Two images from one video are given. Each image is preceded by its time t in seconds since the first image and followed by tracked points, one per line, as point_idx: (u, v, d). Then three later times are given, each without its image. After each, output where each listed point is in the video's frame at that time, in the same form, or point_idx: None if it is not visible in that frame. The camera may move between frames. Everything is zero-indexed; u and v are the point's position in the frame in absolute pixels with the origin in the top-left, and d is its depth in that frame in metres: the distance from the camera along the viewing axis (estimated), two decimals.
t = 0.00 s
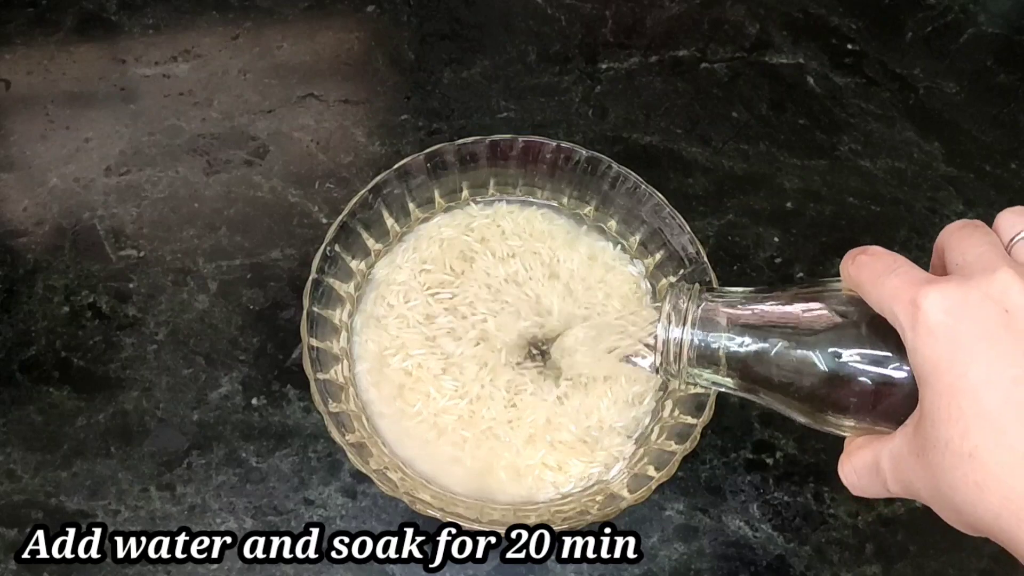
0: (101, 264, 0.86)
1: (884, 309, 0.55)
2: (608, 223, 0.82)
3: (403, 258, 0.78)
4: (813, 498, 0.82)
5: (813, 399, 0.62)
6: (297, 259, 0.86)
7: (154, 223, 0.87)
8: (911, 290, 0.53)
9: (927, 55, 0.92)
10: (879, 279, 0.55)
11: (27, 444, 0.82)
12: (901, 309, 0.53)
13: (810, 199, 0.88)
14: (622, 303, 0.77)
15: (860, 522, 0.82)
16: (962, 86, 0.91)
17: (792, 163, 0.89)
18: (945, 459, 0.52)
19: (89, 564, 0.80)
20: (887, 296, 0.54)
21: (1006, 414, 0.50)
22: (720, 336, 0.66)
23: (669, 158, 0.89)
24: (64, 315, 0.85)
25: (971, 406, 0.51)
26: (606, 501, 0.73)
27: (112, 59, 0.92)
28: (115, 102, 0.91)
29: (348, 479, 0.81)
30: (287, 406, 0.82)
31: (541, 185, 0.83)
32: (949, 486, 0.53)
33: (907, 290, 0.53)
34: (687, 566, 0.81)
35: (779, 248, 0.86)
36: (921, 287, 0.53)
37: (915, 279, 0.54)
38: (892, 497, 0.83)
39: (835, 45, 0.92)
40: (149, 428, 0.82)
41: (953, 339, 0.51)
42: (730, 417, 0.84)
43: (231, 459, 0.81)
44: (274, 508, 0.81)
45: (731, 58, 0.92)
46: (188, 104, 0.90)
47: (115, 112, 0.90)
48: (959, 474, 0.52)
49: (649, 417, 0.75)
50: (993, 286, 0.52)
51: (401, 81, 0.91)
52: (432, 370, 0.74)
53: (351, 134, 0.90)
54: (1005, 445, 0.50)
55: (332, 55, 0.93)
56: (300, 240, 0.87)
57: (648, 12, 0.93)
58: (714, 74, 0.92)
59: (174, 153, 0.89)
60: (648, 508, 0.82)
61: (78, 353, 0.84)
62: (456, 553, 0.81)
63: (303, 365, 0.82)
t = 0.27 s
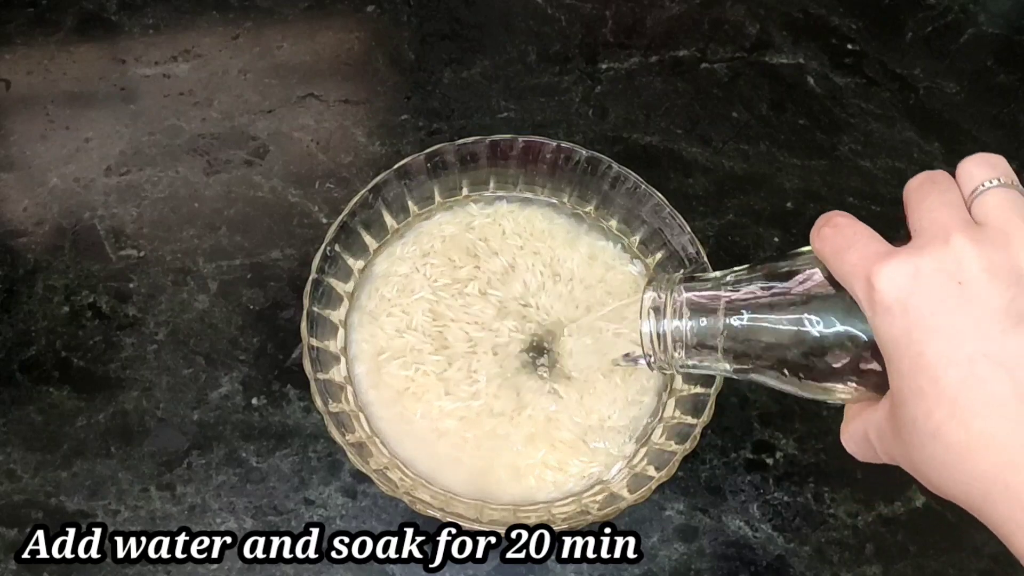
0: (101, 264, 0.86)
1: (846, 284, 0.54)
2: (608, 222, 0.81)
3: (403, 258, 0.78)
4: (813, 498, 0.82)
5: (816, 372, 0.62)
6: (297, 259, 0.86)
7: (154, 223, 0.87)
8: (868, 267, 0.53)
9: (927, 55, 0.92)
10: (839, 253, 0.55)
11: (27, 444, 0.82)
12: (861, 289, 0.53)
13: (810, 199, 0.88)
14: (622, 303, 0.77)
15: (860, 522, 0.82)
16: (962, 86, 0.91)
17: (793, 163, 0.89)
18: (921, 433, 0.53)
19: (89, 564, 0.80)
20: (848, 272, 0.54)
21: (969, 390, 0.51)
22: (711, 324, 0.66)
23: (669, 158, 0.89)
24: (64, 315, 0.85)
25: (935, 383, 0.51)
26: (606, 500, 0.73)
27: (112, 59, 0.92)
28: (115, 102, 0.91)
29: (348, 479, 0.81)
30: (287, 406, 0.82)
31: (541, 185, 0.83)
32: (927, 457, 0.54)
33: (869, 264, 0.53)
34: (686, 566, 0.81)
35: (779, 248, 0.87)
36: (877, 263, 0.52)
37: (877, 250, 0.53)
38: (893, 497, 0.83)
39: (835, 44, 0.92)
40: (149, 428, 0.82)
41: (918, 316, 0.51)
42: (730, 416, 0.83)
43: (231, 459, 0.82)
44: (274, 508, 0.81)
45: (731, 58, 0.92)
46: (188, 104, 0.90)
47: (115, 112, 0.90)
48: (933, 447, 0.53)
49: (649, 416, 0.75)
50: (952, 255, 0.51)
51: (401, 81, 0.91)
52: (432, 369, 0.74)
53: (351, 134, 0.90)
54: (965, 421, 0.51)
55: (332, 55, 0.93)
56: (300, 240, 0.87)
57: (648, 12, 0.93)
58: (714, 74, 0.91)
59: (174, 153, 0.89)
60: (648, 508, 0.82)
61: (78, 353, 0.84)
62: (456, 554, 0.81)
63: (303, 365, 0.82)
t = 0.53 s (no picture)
0: (101, 264, 0.86)
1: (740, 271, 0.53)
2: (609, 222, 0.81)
3: (403, 258, 0.78)
4: (813, 498, 0.82)
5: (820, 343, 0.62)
6: (297, 259, 0.86)
7: (154, 223, 0.87)
8: (749, 261, 0.51)
9: (927, 55, 0.92)
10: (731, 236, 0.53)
11: (27, 444, 0.82)
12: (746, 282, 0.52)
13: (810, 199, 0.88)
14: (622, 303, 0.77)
15: (860, 522, 0.82)
16: (961, 87, 0.91)
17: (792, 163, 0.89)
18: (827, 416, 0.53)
19: (90, 564, 0.80)
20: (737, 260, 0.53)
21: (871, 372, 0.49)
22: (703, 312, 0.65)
23: (669, 159, 0.89)
24: (64, 315, 0.85)
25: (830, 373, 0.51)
26: (606, 500, 0.73)
27: (112, 59, 0.92)
28: (115, 102, 0.91)
29: (348, 479, 0.81)
30: (287, 406, 0.82)
31: (541, 185, 0.83)
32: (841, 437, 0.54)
33: (751, 262, 0.51)
34: (686, 566, 0.81)
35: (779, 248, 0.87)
36: (755, 258, 0.51)
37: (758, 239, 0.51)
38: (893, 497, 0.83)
39: (835, 44, 0.92)
40: (149, 428, 0.82)
41: (803, 305, 0.49)
42: (730, 416, 0.83)
43: (231, 459, 0.82)
44: (274, 508, 0.81)
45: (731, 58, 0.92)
46: (188, 104, 0.90)
47: (115, 112, 0.90)
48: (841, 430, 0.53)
49: (649, 416, 0.75)
50: (822, 239, 0.49)
51: (401, 82, 0.91)
52: (432, 367, 0.74)
53: (351, 134, 0.90)
54: (877, 404, 0.50)
55: (331, 55, 0.92)
56: (300, 240, 0.87)
57: (649, 12, 0.93)
58: (714, 74, 0.91)
59: (174, 154, 0.89)
60: (648, 508, 0.82)
61: (78, 353, 0.84)
62: (457, 554, 0.81)
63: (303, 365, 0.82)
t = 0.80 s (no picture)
0: (101, 264, 0.86)
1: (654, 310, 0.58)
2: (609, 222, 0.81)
3: (403, 257, 0.78)
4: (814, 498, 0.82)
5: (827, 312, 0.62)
6: (297, 259, 0.86)
7: (154, 223, 0.87)
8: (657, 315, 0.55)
9: (927, 55, 0.92)
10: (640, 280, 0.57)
11: (27, 444, 0.82)
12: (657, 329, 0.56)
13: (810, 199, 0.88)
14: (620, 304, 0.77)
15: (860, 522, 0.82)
16: (962, 86, 0.91)
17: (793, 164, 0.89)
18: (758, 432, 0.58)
19: (89, 563, 0.80)
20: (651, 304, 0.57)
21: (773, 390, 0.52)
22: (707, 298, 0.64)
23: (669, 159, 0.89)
24: (64, 315, 0.85)
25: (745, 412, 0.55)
26: (606, 500, 0.73)
27: (112, 59, 0.91)
28: (115, 102, 0.91)
29: (347, 479, 0.81)
30: (287, 406, 0.82)
31: (541, 185, 0.83)
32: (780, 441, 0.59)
33: (659, 313, 0.55)
34: (686, 566, 0.81)
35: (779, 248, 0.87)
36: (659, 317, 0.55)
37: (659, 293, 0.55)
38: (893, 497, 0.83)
39: (835, 44, 0.92)
40: (149, 428, 0.82)
41: (701, 363, 0.54)
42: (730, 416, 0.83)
43: (231, 459, 0.82)
44: (274, 508, 0.81)
45: (732, 58, 0.92)
46: (188, 104, 0.90)
47: (115, 112, 0.90)
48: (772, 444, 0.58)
49: (649, 416, 0.75)
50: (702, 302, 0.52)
51: (401, 81, 0.91)
52: (433, 368, 0.74)
53: (351, 134, 0.90)
54: (787, 432, 0.54)
55: (331, 54, 0.92)
56: (300, 240, 0.87)
57: (649, 12, 0.93)
58: (714, 74, 0.91)
59: (174, 153, 0.89)
60: (647, 508, 0.82)
61: (78, 353, 0.84)
62: (457, 554, 0.81)
63: (303, 365, 0.82)
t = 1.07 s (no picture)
0: (101, 264, 0.86)
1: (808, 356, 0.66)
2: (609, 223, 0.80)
3: (403, 258, 0.78)
4: (813, 498, 0.82)
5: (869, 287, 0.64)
6: (297, 259, 0.86)
7: (154, 223, 0.87)
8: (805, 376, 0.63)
9: (927, 55, 0.92)
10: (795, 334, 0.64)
11: (27, 444, 0.82)
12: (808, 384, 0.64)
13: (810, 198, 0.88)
14: (619, 305, 0.77)
15: (861, 522, 0.82)
16: (962, 86, 0.91)
17: (792, 163, 0.89)
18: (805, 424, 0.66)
19: (88, 564, 0.80)
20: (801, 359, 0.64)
21: (925, 418, 0.53)
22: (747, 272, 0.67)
23: (669, 159, 0.89)
24: (64, 315, 0.85)
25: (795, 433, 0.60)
26: (606, 500, 0.73)
27: (112, 59, 0.91)
28: (115, 103, 0.91)
29: (347, 478, 0.81)
30: (287, 406, 0.82)
31: (541, 185, 0.82)
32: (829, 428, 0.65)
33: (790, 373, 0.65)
34: (686, 567, 0.81)
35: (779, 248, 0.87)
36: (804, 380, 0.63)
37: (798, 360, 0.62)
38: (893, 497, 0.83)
39: (835, 44, 0.92)
40: (149, 428, 0.82)
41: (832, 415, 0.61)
42: (730, 417, 0.84)
43: (231, 459, 0.82)
44: (274, 508, 0.81)
45: (731, 58, 0.92)
46: (188, 104, 0.90)
47: (115, 112, 0.90)
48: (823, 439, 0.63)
49: (648, 416, 0.75)
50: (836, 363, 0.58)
51: (401, 81, 0.91)
52: (433, 367, 0.74)
53: (351, 134, 0.90)
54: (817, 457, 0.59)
55: (331, 55, 0.92)
56: (300, 240, 0.87)
57: (649, 12, 0.93)
58: (714, 74, 0.91)
59: (174, 154, 0.89)
60: (647, 508, 0.82)
61: (78, 353, 0.84)
62: (457, 554, 0.81)
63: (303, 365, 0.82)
